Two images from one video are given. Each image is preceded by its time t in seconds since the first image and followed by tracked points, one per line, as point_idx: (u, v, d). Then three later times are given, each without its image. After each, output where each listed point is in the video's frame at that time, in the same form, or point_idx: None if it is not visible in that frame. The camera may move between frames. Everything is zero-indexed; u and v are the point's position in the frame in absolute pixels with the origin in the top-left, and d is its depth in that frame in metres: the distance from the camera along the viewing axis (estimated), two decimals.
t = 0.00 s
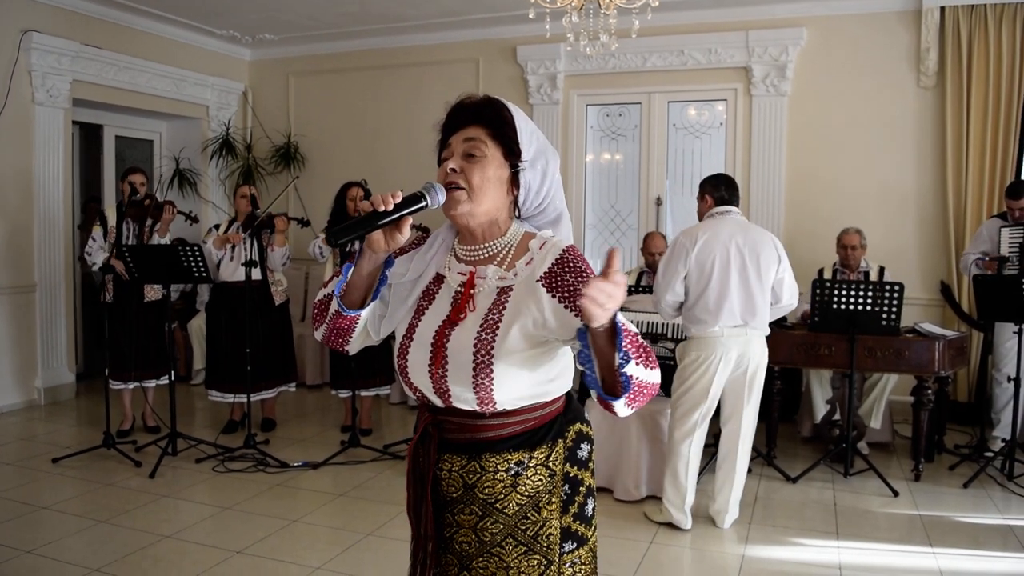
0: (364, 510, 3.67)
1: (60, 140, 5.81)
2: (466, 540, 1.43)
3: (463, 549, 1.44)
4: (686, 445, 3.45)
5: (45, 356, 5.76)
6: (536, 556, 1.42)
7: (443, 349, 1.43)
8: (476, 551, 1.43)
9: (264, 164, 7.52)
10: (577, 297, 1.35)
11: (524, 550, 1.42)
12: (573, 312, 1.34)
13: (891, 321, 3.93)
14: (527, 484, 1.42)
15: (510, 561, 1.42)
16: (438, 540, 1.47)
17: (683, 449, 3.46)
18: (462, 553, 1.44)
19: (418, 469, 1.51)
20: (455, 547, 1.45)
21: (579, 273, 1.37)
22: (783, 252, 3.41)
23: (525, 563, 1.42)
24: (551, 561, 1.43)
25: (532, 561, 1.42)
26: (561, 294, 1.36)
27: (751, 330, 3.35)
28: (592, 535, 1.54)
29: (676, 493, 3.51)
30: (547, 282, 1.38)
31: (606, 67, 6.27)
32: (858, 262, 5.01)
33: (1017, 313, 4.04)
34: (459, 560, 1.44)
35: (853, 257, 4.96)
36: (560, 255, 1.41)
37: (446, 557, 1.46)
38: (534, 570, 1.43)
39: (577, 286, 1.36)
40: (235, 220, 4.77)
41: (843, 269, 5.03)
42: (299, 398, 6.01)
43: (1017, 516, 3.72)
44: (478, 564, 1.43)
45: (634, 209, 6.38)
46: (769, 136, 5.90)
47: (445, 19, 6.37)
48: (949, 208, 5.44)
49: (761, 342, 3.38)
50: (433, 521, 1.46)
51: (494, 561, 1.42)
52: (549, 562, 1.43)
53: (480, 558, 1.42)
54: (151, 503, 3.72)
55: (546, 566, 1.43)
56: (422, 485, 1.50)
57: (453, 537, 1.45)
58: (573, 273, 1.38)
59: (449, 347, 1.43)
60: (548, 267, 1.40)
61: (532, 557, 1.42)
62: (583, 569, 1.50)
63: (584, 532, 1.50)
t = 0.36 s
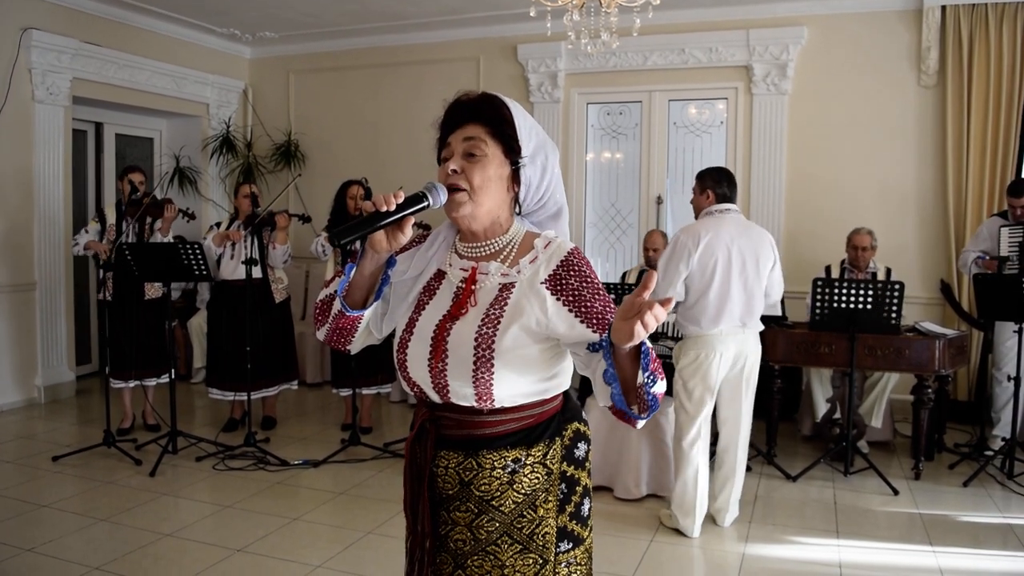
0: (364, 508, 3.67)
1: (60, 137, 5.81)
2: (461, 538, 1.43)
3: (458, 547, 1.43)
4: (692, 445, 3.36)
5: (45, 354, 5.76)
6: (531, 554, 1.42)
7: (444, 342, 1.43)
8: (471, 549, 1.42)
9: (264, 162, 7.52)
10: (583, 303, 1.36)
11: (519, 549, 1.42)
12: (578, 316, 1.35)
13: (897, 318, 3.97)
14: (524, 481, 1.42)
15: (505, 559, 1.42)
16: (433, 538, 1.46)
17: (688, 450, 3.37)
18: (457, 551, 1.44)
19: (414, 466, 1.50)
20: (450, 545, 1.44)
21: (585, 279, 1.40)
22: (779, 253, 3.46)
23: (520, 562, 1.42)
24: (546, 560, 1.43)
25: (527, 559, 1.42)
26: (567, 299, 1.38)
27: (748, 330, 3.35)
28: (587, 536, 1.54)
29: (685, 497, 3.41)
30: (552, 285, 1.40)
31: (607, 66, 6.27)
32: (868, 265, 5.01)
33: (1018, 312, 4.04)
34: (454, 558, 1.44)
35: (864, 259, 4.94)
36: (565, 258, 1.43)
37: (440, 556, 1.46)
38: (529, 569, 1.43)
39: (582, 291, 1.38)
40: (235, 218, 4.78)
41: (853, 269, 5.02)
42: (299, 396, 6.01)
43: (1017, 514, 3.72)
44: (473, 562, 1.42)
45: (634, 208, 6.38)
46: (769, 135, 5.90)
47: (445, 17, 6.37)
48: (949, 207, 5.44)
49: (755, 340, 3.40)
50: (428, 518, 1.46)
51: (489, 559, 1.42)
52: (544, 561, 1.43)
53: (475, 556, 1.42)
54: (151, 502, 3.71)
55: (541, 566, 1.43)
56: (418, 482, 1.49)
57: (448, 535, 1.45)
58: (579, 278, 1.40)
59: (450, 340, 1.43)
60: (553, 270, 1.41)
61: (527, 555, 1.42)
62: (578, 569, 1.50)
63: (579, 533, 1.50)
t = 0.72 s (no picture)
0: (364, 507, 3.67)
1: (59, 137, 5.81)
2: (460, 537, 1.43)
3: (457, 546, 1.43)
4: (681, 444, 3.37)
5: (45, 353, 5.76)
6: (530, 553, 1.42)
7: (443, 341, 1.43)
8: (470, 547, 1.43)
9: (263, 161, 7.51)
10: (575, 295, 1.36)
11: (518, 547, 1.42)
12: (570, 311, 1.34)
13: (897, 317, 3.97)
14: (524, 480, 1.42)
15: (504, 558, 1.42)
16: (433, 537, 1.47)
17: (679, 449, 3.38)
18: (456, 550, 1.44)
19: (414, 464, 1.50)
20: (450, 544, 1.44)
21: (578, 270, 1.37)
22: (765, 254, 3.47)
23: (519, 560, 1.42)
24: (545, 559, 1.44)
25: (526, 558, 1.42)
26: (559, 289, 1.37)
27: (733, 333, 3.36)
28: (586, 534, 1.55)
29: (678, 494, 3.43)
30: (546, 277, 1.39)
31: (606, 65, 6.27)
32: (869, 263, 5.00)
33: (1017, 310, 4.04)
34: (453, 557, 1.44)
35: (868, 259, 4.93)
36: (559, 249, 1.41)
37: (440, 555, 1.46)
38: (528, 568, 1.43)
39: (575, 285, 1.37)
40: (236, 217, 4.78)
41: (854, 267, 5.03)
42: (299, 395, 6.01)
43: (1017, 513, 3.72)
44: (472, 561, 1.43)
45: (633, 207, 6.38)
46: (768, 133, 5.90)
47: (445, 16, 6.36)
48: (948, 206, 5.44)
49: (738, 341, 3.38)
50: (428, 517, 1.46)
51: (488, 558, 1.42)
52: (543, 560, 1.44)
53: (474, 555, 1.42)
54: (151, 501, 3.71)
55: (540, 564, 1.43)
56: (418, 481, 1.49)
57: (447, 534, 1.45)
58: (572, 269, 1.38)
59: (449, 340, 1.43)
60: (546, 262, 1.40)
61: (526, 554, 1.42)
62: (576, 568, 1.51)
63: (578, 531, 1.51)
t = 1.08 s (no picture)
0: (365, 508, 3.67)
1: (60, 138, 5.81)
2: (466, 539, 1.43)
3: (463, 547, 1.44)
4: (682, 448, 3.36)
5: (45, 355, 5.76)
6: (536, 552, 1.43)
7: (441, 356, 1.44)
8: (476, 549, 1.43)
9: (263, 162, 7.52)
10: (565, 306, 1.38)
11: (524, 547, 1.43)
12: (561, 324, 1.37)
13: (893, 315, 3.97)
14: (527, 482, 1.42)
15: (510, 558, 1.43)
16: (439, 539, 1.46)
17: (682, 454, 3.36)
18: (462, 551, 1.44)
19: (418, 469, 1.50)
20: (457, 546, 1.45)
21: (571, 280, 1.39)
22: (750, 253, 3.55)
23: (525, 559, 1.43)
24: (551, 559, 1.44)
25: (532, 557, 1.43)
26: (551, 299, 1.39)
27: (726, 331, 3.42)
28: (591, 531, 1.55)
29: (679, 497, 3.44)
30: (540, 286, 1.41)
31: (605, 64, 6.27)
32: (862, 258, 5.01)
33: (1018, 308, 4.04)
34: (460, 558, 1.44)
35: (859, 256, 4.95)
36: (554, 258, 1.42)
37: (446, 556, 1.46)
38: (534, 567, 1.44)
39: (566, 294, 1.38)
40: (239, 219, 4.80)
41: (848, 266, 5.04)
42: (299, 396, 6.01)
43: (1018, 511, 3.73)
44: (478, 562, 1.43)
45: (633, 206, 6.38)
46: (768, 132, 5.90)
47: (444, 16, 6.37)
48: (948, 204, 5.44)
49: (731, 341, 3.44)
50: (434, 520, 1.46)
51: (494, 558, 1.43)
52: (549, 559, 1.44)
53: (480, 556, 1.43)
54: (152, 502, 3.71)
55: (546, 563, 1.44)
56: (422, 485, 1.49)
57: (453, 536, 1.45)
58: (565, 280, 1.39)
59: (447, 355, 1.43)
60: (542, 270, 1.41)
61: (532, 554, 1.43)
62: (582, 565, 1.52)
63: (582, 529, 1.51)
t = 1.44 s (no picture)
0: (367, 508, 3.67)
1: (61, 140, 5.82)
2: (461, 536, 1.43)
3: (458, 545, 1.43)
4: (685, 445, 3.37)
5: (48, 356, 5.77)
6: (532, 551, 1.43)
7: (444, 341, 1.43)
8: (472, 546, 1.42)
9: (264, 162, 7.53)
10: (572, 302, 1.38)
11: (520, 546, 1.42)
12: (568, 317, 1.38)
13: (889, 315, 3.98)
14: (524, 479, 1.42)
15: (506, 556, 1.42)
16: (434, 535, 1.47)
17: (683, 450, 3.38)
18: (457, 549, 1.44)
19: (415, 464, 1.51)
20: (451, 543, 1.44)
21: (579, 279, 1.41)
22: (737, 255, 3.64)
23: (520, 558, 1.42)
24: (546, 558, 1.44)
25: (527, 556, 1.43)
26: (559, 295, 1.40)
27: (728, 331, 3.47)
28: (587, 533, 1.55)
29: (681, 496, 3.44)
30: (547, 281, 1.41)
31: (605, 64, 6.27)
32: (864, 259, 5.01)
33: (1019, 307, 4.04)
34: (454, 556, 1.44)
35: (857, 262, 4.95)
36: (563, 255, 1.44)
37: (441, 554, 1.46)
38: (530, 566, 1.43)
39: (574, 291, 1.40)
40: (241, 219, 4.81)
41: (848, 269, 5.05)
42: (301, 396, 6.02)
43: (1020, 510, 3.72)
44: (473, 560, 1.42)
45: (634, 206, 6.38)
46: (768, 131, 5.90)
47: (444, 17, 6.37)
48: (949, 203, 5.43)
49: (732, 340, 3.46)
50: (429, 516, 1.46)
51: (490, 557, 1.42)
52: (544, 557, 1.44)
53: (475, 554, 1.42)
54: (155, 502, 3.72)
55: (542, 562, 1.44)
56: (418, 481, 1.50)
57: (448, 533, 1.45)
58: (573, 277, 1.41)
59: (449, 341, 1.43)
60: (549, 265, 1.42)
61: (528, 552, 1.42)
62: (578, 566, 1.51)
63: (580, 530, 1.52)
